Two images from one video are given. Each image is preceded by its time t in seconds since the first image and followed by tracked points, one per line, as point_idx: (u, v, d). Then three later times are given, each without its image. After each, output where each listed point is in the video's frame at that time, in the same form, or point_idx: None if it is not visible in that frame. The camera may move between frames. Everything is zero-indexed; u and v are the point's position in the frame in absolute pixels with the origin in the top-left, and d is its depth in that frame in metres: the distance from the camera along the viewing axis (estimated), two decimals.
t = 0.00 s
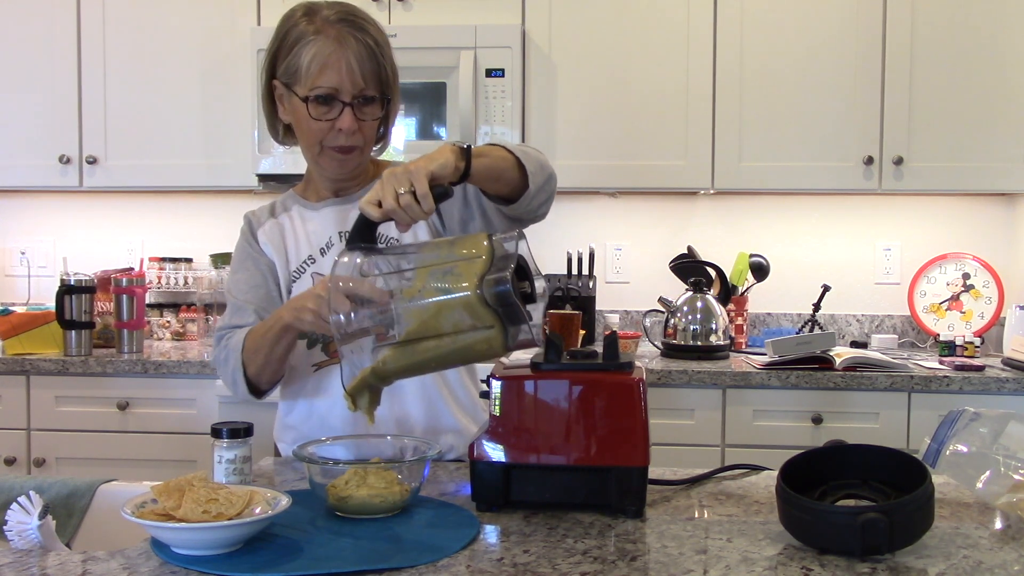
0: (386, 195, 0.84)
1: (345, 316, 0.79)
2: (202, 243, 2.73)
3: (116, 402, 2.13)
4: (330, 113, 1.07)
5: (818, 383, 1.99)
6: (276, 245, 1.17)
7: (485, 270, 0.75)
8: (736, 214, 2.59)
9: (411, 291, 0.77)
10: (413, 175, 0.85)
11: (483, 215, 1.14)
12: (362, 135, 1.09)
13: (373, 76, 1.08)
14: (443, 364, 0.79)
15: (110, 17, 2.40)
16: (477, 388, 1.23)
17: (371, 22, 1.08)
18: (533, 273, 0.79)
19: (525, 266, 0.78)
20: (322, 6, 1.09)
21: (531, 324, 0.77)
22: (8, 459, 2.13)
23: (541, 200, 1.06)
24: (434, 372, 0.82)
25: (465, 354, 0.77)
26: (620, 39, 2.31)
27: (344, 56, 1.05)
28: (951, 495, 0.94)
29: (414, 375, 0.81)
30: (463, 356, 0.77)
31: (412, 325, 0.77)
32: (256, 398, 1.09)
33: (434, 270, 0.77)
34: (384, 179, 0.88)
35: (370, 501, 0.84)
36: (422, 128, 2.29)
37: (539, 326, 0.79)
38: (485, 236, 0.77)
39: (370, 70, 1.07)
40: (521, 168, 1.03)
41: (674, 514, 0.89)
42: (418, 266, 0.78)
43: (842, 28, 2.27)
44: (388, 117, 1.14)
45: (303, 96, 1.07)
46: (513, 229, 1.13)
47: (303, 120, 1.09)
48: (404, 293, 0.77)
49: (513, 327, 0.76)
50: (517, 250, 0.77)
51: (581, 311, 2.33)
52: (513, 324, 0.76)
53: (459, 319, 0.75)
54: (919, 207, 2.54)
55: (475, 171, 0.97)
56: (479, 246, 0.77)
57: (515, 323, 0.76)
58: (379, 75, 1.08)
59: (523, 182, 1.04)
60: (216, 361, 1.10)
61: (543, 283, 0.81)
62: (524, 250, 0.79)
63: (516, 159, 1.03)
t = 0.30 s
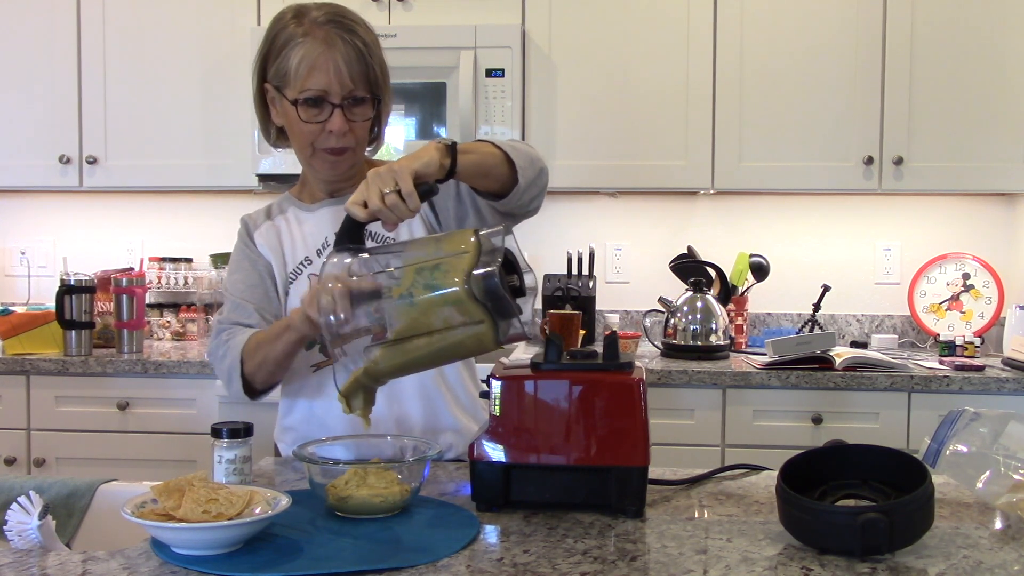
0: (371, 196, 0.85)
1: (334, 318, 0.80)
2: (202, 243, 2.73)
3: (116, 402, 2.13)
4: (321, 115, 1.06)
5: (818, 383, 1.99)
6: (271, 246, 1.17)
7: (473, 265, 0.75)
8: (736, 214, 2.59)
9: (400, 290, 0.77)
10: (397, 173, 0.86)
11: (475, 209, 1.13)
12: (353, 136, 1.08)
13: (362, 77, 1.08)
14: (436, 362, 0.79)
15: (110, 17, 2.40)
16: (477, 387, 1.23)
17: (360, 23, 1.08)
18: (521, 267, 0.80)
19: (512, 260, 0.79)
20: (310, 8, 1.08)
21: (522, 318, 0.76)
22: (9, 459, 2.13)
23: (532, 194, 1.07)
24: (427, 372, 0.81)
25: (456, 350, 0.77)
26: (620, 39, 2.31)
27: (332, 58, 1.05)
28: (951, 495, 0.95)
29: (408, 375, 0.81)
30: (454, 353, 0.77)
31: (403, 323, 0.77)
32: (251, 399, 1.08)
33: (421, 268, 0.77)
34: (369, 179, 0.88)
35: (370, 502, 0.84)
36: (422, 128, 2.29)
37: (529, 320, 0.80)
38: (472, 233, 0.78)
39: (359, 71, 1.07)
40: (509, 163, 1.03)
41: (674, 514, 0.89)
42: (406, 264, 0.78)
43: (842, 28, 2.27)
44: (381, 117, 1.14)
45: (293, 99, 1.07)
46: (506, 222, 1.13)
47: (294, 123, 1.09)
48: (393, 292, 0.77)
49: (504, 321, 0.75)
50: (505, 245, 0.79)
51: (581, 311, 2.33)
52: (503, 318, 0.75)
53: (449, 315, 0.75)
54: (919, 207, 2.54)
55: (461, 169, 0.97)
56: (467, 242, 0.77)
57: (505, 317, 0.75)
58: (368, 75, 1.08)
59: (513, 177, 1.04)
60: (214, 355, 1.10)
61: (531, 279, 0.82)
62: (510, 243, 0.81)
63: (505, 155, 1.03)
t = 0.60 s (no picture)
0: (363, 206, 0.85)
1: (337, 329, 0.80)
2: (202, 243, 2.73)
3: (116, 402, 2.13)
4: (315, 116, 1.06)
5: (818, 383, 1.99)
6: (271, 246, 1.17)
7: (461, 263, 0.74)
8: (736, 214, 2.59)
9: (393, 295, 0.77)
10: (387, 180, 0.86)
11: (473, 208, 1.12)
12: (348, 137, 1.09)
13: (356, 77, 1.07)
14: (440, 364, 0.78)
15: (110, 17, 2.40)
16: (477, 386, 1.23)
17: (354, 23, 1.08)
18: (517, 261, 0.78)
19: (504, 253, 0.78)
20: (304, 8, 1.08)
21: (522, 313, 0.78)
22: (9, 459, 2.13)
23: (531, 195, 1.06)
24: (433, 374, 0.81)
25: (456, 350, 0.76)
26: (619, 39, 2.31)
27: (325, 59, 1.05)
28: (951, 495, 0.95)
29: (413, 380, 0.81)
30: (454, 353, 0.77)
31: (400, 328, 0.77)
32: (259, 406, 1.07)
33: (412, 272, 0.77)
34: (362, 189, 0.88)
35: (368, 501, 0.84)
36: (422, 128, 2.29)
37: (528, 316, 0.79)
38: (461, 230, 0.77)
39: (353, 71, 1.07)
40: (508, 164, 1.03)
41: (674, 514, 0.89)
42: (398, 270, 0.78)
43: (842, 28, 2.27)
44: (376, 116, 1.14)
45: (287, 100, 1.07)
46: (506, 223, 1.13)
47: (288, 124, 1.09)
48: (387, 298, 0.78)
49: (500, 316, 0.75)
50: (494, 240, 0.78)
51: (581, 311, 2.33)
52: (499, 313, 0.75)
53: (443, 315, 0.75)
54: (919, 207, 2.54)
55: (459, 173, 0.97)
56: (455, 241, 0.76)
57: (501, 312, 0.75)
58: (362, 75, 1.08)
59: (511, 178, 1.04)
60: (224, 359, 1.09)
61: (531, 272, 0.81)
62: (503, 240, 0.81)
63: (503, 157, 1.03)
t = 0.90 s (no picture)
0: (368, 211, 0.84)
1: (339, 335, 0.79)
2: (202, 243, 2.73)
3: (116, 402, 2.13)
4: (315, 118, 1.07)
5: (818, 383, 1.99)
6: (268, 249, 1.17)
7: (464, 269, 0.75)
8: (736, 214, 2.59)
9: (395, 300, 0.77)
10: (392, 187, 0.86)
11: (477, 210, 1.12)
12: (348, 138, 1.09)
13: (357, 79, 1.07)
14: (442, 369, 0.79)
15: (110, 17, 2.40)
16: (477, 387, 1.23)
17: (354, 24, 1.07)
18: (521, 267, 0.78)
19: (508, 260, 0.77)
20: (305, 9, 1.08)
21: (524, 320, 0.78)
22: (8, 458, 2.13)
23: (534, 192, 1.06)
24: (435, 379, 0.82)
25: (458, 355, 0.77)
26: (620, 39, 2.31)
27: (325, 60, 1.05)
28: (951, 495, 0.95)
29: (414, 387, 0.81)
30: (456, 359, 0.77)
31: (402, 333, 0.77)
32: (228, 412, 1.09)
33: (415, 277, 0.77)
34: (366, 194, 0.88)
35: (366, 501, 0.85)
36: (422, 128, 2.29)
37: (531, 320, 0.79)
38: (465, 236, 0.77)
39: (353, 73, 1.06)
40: (510, 164, 1.03)
41: (674, 514, 0.89)
42: (401, 275, 0.78)
43: (842, 28, 2.27)
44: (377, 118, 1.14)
45: (287, 101, 1.07)
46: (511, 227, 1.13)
47: (289, 125, 1.09)
48: (388, 303, 0.77)
49: (504, 322, 0.75)
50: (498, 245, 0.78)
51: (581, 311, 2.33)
52: (502, 319, 0.75)
53: (447, 321, 0.75)
54: (919, 207, 2.54)
55: (460, 177, 0.97)
56: (459, 246, 0.76)
57: (504, 318, 0.75)
58: (363, 77, 1.08)
59: (515, 179, 1.03)
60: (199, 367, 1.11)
61: (536, 279, 0.81)
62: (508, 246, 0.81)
63: (504, 156, 1.02)
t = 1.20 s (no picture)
0: (347, 221, 0.84)
1: (329, 347, 0.80)
2: (203, 243, 2.73)
3: (116, 402, 2.13)
4: (309, 119, 1.07)
5: (818, 383, 1.99)
6: (270, 248, 1.17)
7: (444, 268, 0.74)
8: (736, 214, 2.59)
9: (379, 305, 0.76)
10: (367, 194, 0.85)
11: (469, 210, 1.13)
12: (343, 139, 1.09)
13: (352, 80, 1.07)
14: (432, 372, 0.78)
15: (110, 17, 2.40)
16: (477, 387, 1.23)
17: (351, 26, 1.07)
18: (501, 259, 0.77)
19: (487, 254, 0.76)
20: (302, 9, 1.08)
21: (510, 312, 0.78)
22: (9, 458, 2.13)
23: (521, 188, 1.06)
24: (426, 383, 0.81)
25: (446, 356, 0.76)
26: (620, 39, 2.31)
27: (320, 62, 1.04)
28: (951, 495, 0.95)
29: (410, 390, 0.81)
30: (444, 360, 0.76)
31: (389, 339, 0.76)
32: (250, 405, 1.06)
33: (397, 281, 0.76)
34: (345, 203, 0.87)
35: (366, 502, 0.85)
36: (422, 128, 2.29)
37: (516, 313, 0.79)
38: (444, 235, 0.77)
39: (348, 74, 1.06)
40: (494, 164, 1.02)
41: (674, 514, 0.89)
42: (384, 281, 0.77)
43: (842, 28, 2.27)
44: (373, 119, 1.14)
45: (282, 102, 1.07)
46: (500, 224, 1.14)
47: (285, 126, 1.09)
48: (372, 309, 0.76)
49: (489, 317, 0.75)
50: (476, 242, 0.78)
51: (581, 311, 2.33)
52: (487, 314, 0.75)
53: (432, 322, 0.74)
54: (919, 207, 2.54)
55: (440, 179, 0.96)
56: (438, 246, 0.76)
57: (489, 313, 0.75)
58: (358, 78, 1.08)
59: (497, 175, 1.03)
60: (214, 361, 1.10)
61: (519, 272, 0.80)
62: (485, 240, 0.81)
63: (486, 154, 1.02)
